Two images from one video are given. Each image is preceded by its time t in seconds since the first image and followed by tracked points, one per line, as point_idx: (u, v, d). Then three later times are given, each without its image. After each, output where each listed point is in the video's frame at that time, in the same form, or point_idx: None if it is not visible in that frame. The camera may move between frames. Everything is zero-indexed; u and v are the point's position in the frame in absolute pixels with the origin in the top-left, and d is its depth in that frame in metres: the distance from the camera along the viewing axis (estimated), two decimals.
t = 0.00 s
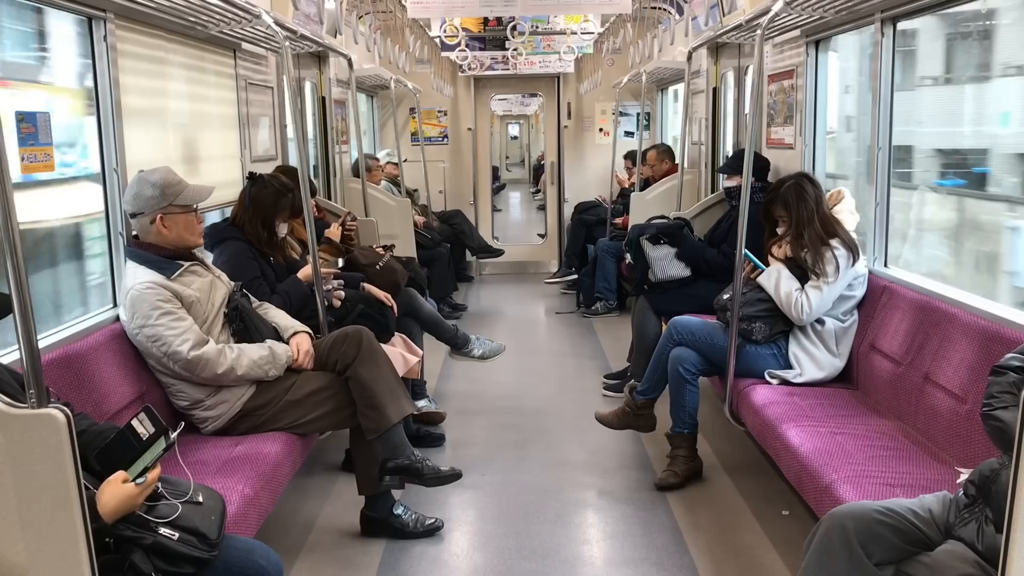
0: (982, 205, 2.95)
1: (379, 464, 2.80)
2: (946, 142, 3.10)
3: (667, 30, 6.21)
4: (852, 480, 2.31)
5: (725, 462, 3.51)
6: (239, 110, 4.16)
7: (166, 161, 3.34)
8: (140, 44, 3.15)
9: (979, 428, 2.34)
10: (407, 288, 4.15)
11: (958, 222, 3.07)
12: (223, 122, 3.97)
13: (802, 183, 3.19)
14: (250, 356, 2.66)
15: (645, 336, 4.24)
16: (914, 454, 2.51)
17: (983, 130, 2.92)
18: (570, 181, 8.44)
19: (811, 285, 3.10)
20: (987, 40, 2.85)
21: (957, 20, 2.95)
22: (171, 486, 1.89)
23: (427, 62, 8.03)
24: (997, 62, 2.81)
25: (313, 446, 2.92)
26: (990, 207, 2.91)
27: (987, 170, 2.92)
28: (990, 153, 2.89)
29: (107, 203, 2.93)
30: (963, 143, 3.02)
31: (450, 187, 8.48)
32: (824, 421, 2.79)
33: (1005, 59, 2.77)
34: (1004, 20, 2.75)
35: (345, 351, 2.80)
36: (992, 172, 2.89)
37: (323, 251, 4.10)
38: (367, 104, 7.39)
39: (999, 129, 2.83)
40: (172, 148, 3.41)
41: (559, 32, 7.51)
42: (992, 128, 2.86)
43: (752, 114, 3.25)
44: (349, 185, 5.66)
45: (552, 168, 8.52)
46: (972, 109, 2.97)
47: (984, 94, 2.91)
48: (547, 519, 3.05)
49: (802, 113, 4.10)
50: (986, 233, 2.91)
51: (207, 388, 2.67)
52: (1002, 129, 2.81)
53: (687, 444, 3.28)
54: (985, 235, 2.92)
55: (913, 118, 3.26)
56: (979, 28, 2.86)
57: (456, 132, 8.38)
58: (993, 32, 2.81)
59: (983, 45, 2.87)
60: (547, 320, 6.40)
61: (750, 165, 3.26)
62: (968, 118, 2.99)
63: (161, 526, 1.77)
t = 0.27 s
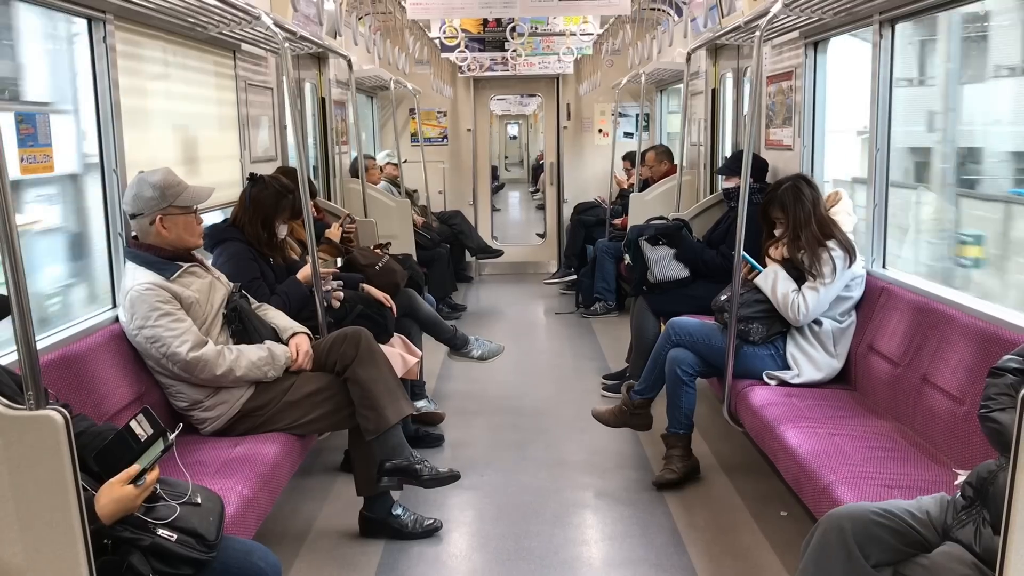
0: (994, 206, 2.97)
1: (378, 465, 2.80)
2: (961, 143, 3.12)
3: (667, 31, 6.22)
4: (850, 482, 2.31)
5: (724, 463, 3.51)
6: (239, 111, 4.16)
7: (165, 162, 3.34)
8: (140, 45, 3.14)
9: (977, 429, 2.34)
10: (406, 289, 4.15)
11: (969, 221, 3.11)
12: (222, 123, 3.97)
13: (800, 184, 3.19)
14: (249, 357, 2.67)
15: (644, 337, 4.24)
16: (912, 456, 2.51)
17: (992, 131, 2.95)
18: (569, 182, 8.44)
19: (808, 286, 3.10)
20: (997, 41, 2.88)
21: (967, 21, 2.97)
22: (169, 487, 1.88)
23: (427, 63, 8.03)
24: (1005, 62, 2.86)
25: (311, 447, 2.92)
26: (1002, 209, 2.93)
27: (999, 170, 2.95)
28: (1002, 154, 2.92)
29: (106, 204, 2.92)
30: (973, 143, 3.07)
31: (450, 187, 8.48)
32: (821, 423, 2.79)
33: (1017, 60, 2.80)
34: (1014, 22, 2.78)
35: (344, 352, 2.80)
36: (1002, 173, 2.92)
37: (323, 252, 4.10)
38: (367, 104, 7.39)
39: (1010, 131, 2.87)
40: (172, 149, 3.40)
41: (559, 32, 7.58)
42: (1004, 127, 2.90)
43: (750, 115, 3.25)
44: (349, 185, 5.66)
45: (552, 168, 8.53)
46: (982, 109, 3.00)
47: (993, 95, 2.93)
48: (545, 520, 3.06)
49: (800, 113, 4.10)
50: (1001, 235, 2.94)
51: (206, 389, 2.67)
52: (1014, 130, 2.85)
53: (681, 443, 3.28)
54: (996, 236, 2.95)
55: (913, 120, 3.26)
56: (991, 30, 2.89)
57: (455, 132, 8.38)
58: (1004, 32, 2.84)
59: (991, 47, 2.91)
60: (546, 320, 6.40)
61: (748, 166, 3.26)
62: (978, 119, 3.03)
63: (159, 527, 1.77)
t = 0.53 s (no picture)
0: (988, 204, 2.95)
1: (378, 463, 2.80)
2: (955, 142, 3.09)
3: (667, 29, 6.21)
4: (851, 480, 2.31)
5: (725, 462, 3.50)
6: (238, 108, 4.15)
7: (164, 159, 3.33)
8: (139, 42, 3.13)
9: (979, 427, 2.33)
10: (406, 287, 4.15)
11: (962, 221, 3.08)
12: (222, 121, 3.96)
13: (801, 181, 3.18)
14: (249, 355, 2.66)
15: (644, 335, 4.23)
16: (914, 454, 2.51)
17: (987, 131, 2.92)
18: (569, 180, 8.44)
19: (810, 284, 3.09)
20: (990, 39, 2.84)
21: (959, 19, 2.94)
22: (168, 484, 1.88)
23: (427, 61, 8.02)
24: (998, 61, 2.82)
25: (311, 445, 2.91)
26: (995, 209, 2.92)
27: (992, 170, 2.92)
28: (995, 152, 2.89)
29: (106, 203, 2.91)
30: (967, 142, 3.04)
31: (450, 186, 8.47)
32: (822, 421, 2.79)
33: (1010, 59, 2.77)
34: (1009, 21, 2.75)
35: (344, 350, 2.80)
36: (996, 172, 2.90)
37: (323, 249, 4.06)
38: (367, 102, 7.38)
39: (1001, 131, 2.84)
40: (171, 147, 3.39)
41: (558, 31, 7.43)
42: (995, 127, 2.87)
43: (752, 113, 3.24)
44: (349, 183, 5.66)
45: (552, 167, 8.53)
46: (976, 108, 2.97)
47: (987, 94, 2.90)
48: (546, 518, 3.05)
49: (801, 111, 4.09)
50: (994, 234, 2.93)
51: (206, 387, 2.67)
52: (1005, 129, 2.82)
53: (689, 443, 3.27)
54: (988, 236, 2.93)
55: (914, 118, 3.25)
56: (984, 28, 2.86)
57: (455, 130, 8.37)
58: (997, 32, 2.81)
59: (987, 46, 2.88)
60: (547, 319, 6.40)
61: (750, 164, 3.25)
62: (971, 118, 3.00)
63: (158, 525, 1.77)
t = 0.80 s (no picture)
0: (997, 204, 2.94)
1: (378, 463, 2.80)
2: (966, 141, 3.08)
3: (669, 29, 6.21)
4: (852, 481, 2.31)
5: (725, 462, 3.50)
6: (239, 108, 4.15)
7: (165, 159, 3.33)
8: (140, 42, 3.13)
9: (979, 429, 2.33)
10: (407, 287, 4.15)
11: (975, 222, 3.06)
12: (223, 121, 3.96)
13: (802, 182, 3.17)
14: (249, 355, 2.66)
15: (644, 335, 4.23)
16: (914, 455, 2.51)
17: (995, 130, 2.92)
18: (570, 180, 8.43)
19: (811, 285, 3.09)
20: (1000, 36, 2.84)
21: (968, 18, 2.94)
22: (168, 484, 1.88)
23: (428, 60, 8.02)
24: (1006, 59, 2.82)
25: (311, 444, 2.91)
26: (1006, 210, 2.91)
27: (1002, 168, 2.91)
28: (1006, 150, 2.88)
29: (106, 202, 2.91)
30: (977, 143, 3.03)
31: (450, 185, 8.47)
32: (823, 422, 2.79)
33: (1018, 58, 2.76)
34: (1014, 21, 2.75)
35: (345, 350, 2.80)
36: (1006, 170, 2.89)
37: (323, 250, 4.03)
38: (367, 102, 7.38)
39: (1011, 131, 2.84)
40: (171, 146, 3.39)
41: (561, 31, 7.52)
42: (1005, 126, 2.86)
43: (753, 114, 3.23)
44: (349, 183, 5.65)
45: (553, 167, 8.52)
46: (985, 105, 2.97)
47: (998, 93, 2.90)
48: (546, 518, 3.05)
49: (803, 112, 4.09)
50: (1001, 235, 2.92)
51: (206, 387, 2.67)
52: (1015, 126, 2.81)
53: (688, 444, 3.27)
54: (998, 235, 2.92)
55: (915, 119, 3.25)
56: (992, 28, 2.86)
57: (456, 130, 8.37)
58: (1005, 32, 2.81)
59: (994, 45, 2.88)
60: (547, 319, 6.39)
61: (751, 164, 3.25)
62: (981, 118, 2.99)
63: (158, 525, 1.77)
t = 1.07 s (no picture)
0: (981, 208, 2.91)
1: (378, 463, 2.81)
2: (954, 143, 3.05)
3: (670, 29, 6.21)
4: (852, 482, 2.31)
5: (725, 463, 3.50)
6: (240, 107, 4.15)
7: (166, 158, 3.33)
8: (141, 41, 3.14)
9: (979, 430, 2.33)
10: (407, 287, 4.15)
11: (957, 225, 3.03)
12: (224, 120, 3.96)
13: (803, 183, 3.17)
14: (249, 355, 2.66)
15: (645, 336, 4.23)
16: (914, 456, 2.51)
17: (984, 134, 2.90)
18: (571, 180, 8.43)
19: (811, 286, 3.09)
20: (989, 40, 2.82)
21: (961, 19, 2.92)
22: (168, 484, 1.88)
23: (429, 60, 8.02)
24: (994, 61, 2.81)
25: (311, 444, 2.92)
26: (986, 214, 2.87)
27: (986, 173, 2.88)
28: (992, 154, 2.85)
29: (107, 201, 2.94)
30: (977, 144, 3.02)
31: (451, 185, 8.47)
32: (823, 423, 2.79)
33: (1007, 60, 2.74)
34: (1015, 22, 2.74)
35: (345, 350, 2.80)
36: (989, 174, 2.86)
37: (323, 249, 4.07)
38: (368, 102, 7.38)
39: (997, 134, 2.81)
40: (172, 146, 3.40)
41: (562, 31, 7.48)
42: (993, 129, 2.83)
43: (754, 114, 3.22)
44: (350, 183, 5.65)
45: (553, 167, 8.52)
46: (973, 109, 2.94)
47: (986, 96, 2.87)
48: (545, 518, 3.05)
49: (804, 113, 4.09)
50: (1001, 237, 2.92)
51: (206, 386, 2.67)
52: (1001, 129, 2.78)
53: (681, 444, 3.28)
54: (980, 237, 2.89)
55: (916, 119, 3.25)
56: (983, 29, 2.84)
57: (457, 130, 8.37)
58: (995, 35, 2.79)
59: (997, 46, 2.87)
60: (547, 319, 6.39)
61: (751, 165, 3.24)
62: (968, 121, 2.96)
63: (158, 525, 1.77)
